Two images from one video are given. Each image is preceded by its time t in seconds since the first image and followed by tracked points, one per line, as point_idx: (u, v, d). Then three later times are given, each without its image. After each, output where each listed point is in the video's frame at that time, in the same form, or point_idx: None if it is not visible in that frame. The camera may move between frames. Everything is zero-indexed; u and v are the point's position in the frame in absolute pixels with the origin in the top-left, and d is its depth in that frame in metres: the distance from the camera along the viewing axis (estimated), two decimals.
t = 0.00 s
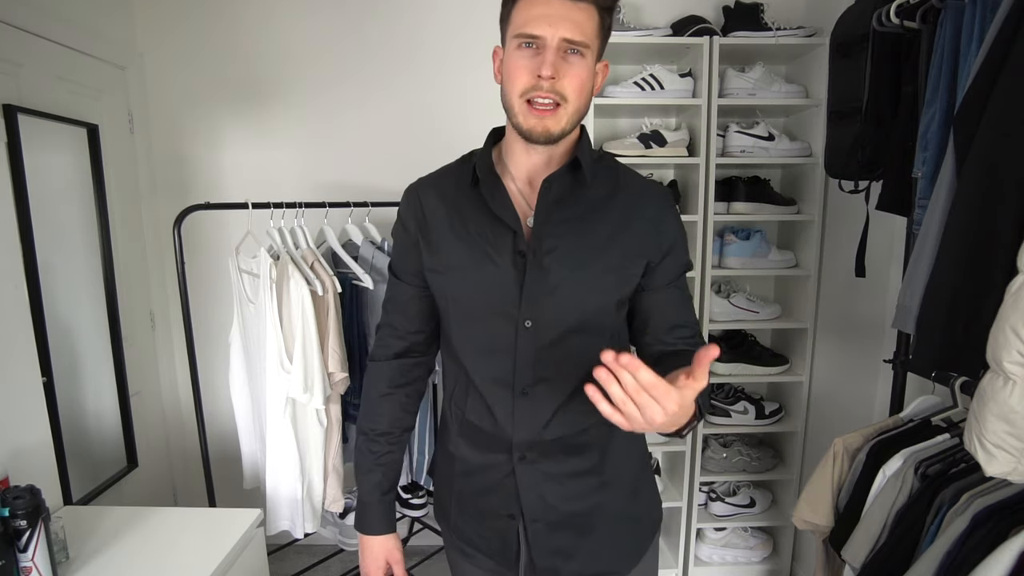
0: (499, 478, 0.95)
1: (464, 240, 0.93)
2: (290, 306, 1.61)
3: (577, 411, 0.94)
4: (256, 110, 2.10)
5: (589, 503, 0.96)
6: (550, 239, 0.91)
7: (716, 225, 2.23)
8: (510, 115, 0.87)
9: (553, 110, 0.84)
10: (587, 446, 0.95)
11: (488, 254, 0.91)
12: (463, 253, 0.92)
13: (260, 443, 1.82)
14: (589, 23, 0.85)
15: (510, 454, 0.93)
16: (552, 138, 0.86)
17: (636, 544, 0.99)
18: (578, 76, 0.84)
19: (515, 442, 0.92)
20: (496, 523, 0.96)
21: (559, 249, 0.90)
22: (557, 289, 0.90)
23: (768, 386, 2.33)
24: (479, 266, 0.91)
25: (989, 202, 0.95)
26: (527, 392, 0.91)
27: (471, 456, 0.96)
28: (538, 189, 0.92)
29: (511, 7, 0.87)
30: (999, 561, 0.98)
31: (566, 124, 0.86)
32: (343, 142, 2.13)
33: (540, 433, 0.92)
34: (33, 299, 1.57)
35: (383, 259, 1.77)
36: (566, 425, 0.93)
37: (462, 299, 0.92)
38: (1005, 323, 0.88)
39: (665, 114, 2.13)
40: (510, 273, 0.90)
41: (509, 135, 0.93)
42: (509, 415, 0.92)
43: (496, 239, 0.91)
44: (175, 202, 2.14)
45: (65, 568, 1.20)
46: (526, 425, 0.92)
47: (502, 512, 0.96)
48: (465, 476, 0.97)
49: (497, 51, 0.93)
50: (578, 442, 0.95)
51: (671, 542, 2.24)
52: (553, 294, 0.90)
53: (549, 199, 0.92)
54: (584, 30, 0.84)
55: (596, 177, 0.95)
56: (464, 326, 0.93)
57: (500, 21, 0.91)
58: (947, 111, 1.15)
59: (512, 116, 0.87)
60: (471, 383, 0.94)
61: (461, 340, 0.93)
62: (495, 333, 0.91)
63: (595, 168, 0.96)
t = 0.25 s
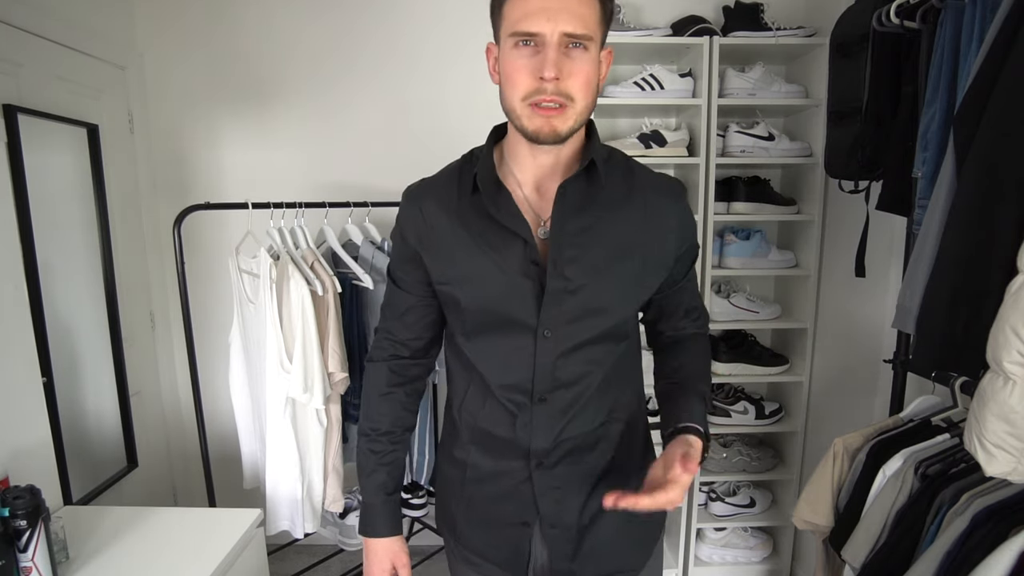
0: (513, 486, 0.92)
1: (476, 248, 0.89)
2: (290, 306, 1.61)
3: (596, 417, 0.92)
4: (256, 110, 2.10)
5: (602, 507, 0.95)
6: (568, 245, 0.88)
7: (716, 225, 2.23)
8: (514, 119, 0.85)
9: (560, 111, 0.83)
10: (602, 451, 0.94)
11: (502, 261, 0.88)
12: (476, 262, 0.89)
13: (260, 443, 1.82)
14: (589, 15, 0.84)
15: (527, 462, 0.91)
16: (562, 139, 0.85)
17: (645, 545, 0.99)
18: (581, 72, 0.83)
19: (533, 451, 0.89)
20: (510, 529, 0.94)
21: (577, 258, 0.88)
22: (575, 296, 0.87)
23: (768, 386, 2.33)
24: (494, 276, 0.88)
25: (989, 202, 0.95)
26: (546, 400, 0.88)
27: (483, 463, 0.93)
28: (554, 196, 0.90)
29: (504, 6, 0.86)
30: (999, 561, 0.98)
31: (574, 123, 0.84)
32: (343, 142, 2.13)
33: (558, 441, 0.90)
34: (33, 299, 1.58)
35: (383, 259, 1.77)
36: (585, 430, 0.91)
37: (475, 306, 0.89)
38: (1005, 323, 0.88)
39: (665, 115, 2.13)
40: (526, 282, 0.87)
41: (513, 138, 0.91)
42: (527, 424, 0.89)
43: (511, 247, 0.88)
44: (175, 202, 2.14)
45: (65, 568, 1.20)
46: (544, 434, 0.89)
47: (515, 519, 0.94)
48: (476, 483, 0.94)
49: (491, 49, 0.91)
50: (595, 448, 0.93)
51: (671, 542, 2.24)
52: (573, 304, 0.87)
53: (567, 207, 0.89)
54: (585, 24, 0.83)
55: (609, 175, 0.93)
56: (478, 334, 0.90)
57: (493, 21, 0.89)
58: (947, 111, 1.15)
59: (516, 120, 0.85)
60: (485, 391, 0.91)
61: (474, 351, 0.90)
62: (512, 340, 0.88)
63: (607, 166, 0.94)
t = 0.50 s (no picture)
0: (525, 492, 0.91)
1: (485, 249, 0.88)
2: (290, 306, 1.61)
3: (605, 419, 0.91)
4: (256, 110, 2.10)
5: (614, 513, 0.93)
6: (579, 246, 0.88)
7: (716, 225, 2.23)
8: (521, 120, 0.85)
9: (568, 108, 0.83)
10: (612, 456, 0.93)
11: (512, 263, 0.88)
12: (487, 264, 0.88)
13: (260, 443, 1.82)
14: (590, 9, 0.83)
15: (538, 467, 0.90)
16: (572, 137, 0.84)
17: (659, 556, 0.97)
18: (588, 65, 0.83)
19: (545, 454, 0.88)
20: (520, 538, 0.92)
21: (587, 259, 0.88)
22: (587, 297, 0.87)
23: (768, 386, 2.33)
24: (503, 277, 0.88)
25: (989, 202, 0.95)
26: (557, 402, 0.88)
27: (492, 468, 0.92)
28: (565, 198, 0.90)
29: (503, 6, 0.86)
30: (999, 561, 0.98)
31: (583, 120, 0.84)
32: (344, 142, 2.13)
33: (569, 445, 0.89)
34: (33, 299, 1.58)
35: (383, 259, 1.77)
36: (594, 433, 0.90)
37: (485, 308, 0.88)
38: (1005, 323, 0.88)
39: (665, 114, 2.13)
40: (536, 282, 0.87)
41: (520, 140, 0.90)
42: (539, 426, 0.88)
43: (521, 248, 0.88)
44: (175, 202, 2.14)
45: (65, 568, 1.20)
46: (556, 437, 0.88)
47: (525, 526, 0.92)
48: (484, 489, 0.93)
49: (493, 51, 0.91)
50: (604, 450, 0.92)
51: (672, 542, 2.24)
52: (582, 305, 0.87)
53: (577, 206, 0.89)
54: (587, 17, 0.83)
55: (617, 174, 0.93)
56: (487, 336, 0.89)
57: (492, 22, 0.89)
58: (947, 112, 1.15)
59: (522, 121, 0.85)
60: (495, 394, 0.90)
61: (483, 353, 0.89)
62: (522, 342, 0.88)
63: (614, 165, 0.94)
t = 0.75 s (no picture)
0: (531, 500, 0.91)
1: (487, 252, 0.89)
2: (290, 306, 1.61)
3: (615, 425, 0.90)
4: (256, 110, 2.10)
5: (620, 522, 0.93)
6: (579, 248, 0.88)
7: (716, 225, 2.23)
8: (519, 116, 0.85)
9: (564, 103, 0.83)
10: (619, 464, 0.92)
11: (514, 266, 0.88)
12: (488, 267, 0.88)
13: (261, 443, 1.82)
14: (588, 5, 0.83)
15: (545, 474, 0.90)
16: (569, 132, 0.84)
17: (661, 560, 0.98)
18: (586, 61, 0.83)
19: (553, 462, 0.88)
20: (526, 545, 0.93)
21: (586, 259, 0.87)
22: (586, 298, 0.87)
23: (768, 386, 2.33)
24: (503, 278, 0.88)
25: (989, 202, 0.95)
26: (563, 409, 0.87)
27: (499, 474, 0.92)
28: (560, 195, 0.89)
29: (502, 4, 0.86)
30: (999, 561, 0.98)
31: (579, 115, 0.84)
32: (344, 142, 2.13)
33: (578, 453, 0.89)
34: (33, 299, 1.58)
35: (383, 259, 1.77)
36: (602, 440, 0.90)
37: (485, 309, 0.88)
38: (1005, 323, 0.88)
39: (665, 115, 2.13)
40: (539, 287, 0.87)
41: (520, 137, 0.91)
42: (545, 433, 0.88)
43: (521, 250, 0.88)
44: (175, 202, 2.14)
45: (65, 568, 1.20)
46: (564, 445, 0.88)
47: (531, 534, 0.92)
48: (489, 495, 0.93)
49: (492, 49, 0.91)
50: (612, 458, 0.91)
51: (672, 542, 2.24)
52: (583, 306, 0.87)
53: (571, 206, 0.89)
54: (585, 13, 0.83)
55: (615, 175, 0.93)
56: (490, 340, 0.89)
57: (492, 20, 0.90)
58: (947, 112, 1.15)
59: (520, 116, 0.85)
60: (501, 399, 0.90)
61: (487, 355, 0.90)
62: (526, 347, 0.88)
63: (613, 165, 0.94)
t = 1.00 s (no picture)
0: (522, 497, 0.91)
1: (482, 253, 0.90)
2: (290, 306, 1.61)
3: (609, 428, 0.88)
4: (256, 110, 2.10)
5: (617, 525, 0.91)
6: (569, 247, 0.86)
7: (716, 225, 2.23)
8: (509, 117, 0.86)
9: (550, 104, 0.83)
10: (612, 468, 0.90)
11: (506, 266, 0.88)
12: (481, 268, 0.90)
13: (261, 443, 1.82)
14: (575, 4, 0.83)
15: (535, 472, 0.90)
16: (556, 133, 0.84)
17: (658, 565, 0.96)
18: (571, 62, 0.82)
19: (542, 460, 0.88)
20: (517, 541, 0.93)
21: (577, 258, 0.86)
22: (577, 298, 0.86)
23: (768, 386, 2.33)
24: (496, 278, 0.88)
25: (989, 202, 0.95)
26: (553, 409, 0.87)
27: (493, 469, 0.93)
28: (549, 195, 0.89)
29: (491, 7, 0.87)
30: (999, 561, 0.97)
31: (566, 116, 0.84)
32: (344, 142, 2.13)
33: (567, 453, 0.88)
34: (33, 298, 1.58)
35: (383, 259, 1.75)
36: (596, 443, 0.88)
37: (481, 309, 0.90)
38: (1005, 323, 0.88)
39: (665, 114, 2.13)
40: (530, 287, 0.87)
41: (514, 139, 0.92)
42: (536, 433, 0.88)
43: (513, 250, 0.88)
44: (175, 202, 2.14)
45: (65, 568, 1.20)
46: (552, 445, 0.87)
47: (522, 531, 0.92)
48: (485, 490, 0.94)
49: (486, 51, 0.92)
50: (607, 461, 0.89)
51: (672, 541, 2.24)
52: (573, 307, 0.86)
53: (563, 207, 0.88)
54: (569, 13, 0.83)
55: (611, 174, 0.91)
56: (488, 340, 0.90)
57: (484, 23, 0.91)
58: (947, 111, 1.15)
59: (511, 118, 0.86)
60: (499, 399, 0.91)
61: (483, 353, 0.91)
62: (519, 347, 0.88)
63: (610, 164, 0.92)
